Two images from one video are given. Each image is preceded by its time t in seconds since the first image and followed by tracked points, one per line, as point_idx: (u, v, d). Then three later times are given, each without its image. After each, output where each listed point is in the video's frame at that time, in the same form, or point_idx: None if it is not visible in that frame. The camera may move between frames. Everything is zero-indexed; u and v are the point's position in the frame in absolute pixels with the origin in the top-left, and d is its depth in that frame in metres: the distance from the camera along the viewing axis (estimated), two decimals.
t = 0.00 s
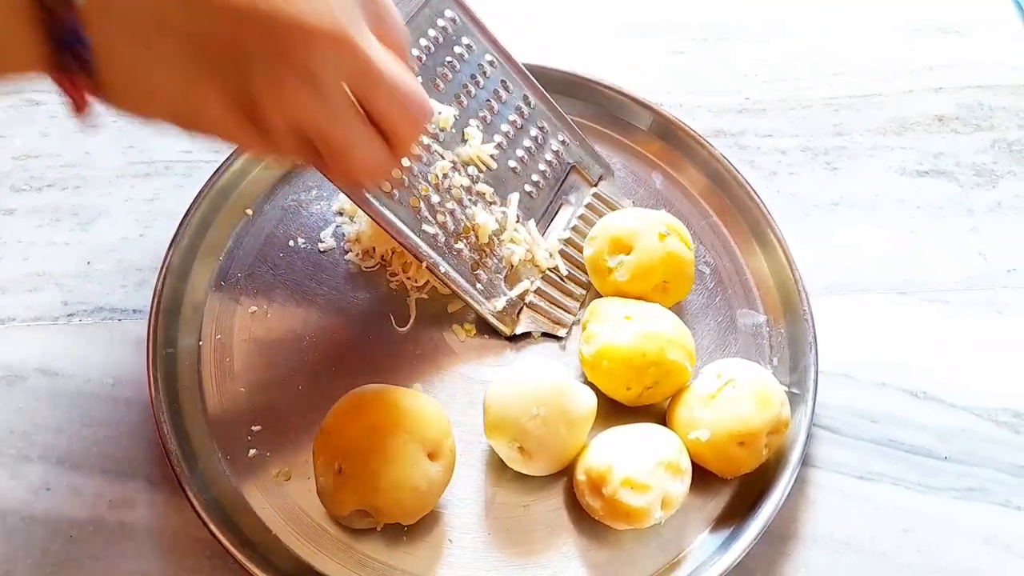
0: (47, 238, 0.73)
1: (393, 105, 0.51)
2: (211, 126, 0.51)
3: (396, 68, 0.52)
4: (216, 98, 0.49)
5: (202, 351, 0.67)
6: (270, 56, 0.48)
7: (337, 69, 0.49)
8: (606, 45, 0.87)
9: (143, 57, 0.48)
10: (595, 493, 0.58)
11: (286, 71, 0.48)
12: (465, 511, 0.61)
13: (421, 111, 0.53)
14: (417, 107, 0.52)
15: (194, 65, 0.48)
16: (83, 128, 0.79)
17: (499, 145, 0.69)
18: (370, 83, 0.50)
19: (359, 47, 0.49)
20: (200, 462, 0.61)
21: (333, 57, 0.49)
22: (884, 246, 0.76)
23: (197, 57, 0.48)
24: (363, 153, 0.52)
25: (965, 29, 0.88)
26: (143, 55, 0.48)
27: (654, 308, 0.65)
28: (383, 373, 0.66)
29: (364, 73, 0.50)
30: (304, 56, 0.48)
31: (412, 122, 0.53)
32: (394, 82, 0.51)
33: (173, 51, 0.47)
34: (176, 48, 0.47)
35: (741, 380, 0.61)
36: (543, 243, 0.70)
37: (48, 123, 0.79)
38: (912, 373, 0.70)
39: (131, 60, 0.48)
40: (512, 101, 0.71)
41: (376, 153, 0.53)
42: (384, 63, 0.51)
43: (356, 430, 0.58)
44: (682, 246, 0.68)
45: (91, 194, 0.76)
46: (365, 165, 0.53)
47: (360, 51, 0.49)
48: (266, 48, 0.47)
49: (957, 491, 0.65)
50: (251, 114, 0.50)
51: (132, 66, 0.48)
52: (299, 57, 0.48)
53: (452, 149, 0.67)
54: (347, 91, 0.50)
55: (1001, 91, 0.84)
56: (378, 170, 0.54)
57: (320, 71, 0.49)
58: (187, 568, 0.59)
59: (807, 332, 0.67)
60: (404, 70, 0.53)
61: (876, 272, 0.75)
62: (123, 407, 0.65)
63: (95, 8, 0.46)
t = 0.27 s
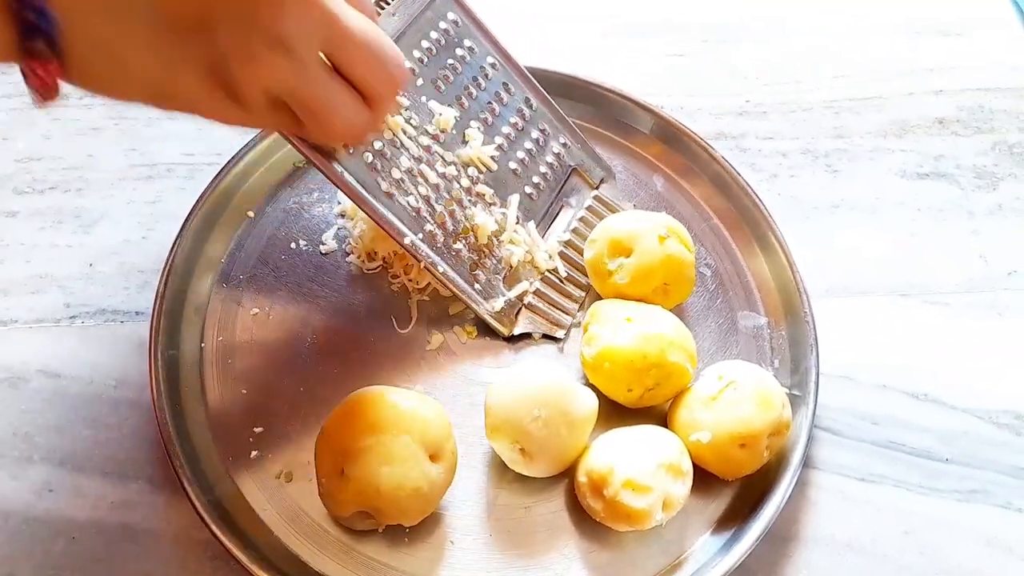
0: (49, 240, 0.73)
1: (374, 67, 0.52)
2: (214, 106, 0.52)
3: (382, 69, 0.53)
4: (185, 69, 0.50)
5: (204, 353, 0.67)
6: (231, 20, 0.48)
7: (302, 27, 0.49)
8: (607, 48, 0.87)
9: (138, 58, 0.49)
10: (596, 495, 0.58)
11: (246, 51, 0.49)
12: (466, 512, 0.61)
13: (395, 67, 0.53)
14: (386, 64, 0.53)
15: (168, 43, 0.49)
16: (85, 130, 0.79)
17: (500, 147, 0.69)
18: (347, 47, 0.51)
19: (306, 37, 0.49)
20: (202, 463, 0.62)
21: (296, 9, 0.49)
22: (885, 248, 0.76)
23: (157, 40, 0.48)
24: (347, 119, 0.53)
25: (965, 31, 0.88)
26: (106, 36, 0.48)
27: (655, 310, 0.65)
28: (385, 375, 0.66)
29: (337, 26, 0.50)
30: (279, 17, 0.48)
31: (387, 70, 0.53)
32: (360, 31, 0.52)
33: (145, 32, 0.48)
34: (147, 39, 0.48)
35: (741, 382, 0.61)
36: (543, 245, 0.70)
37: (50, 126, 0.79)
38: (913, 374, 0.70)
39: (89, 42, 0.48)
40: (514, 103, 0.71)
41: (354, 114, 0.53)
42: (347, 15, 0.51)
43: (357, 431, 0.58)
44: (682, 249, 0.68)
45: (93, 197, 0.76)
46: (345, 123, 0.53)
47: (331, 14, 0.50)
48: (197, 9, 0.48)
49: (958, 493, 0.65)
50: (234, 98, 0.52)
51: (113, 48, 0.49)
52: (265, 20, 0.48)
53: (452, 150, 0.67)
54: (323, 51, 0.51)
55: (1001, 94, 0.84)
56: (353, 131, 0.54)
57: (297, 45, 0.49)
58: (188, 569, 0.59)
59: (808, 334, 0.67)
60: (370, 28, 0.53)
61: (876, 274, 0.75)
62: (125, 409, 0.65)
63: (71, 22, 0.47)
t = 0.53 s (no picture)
0: (49, 238, 0.73)
1: (399, 104, 0.51)
2: (220, 134, 0.50)
3: (411, 114, 0.52)
4: (219, 119, 0.49)
5: (203, 351, 0.67)
6: (277, 83, 0.48)
7: (347, 77, 0.49)
8: (607, 47, 0.87)
9: (156, 99, 0.48)
10: (595, 493, 0.58)
11: (285, 87, 0.48)
12: (465, 509, 0.61)
13: (422, 105, 0.52)
14: (417, 107, 0.52)
15: (183, 107, 0.48)
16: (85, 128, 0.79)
17: (502, 146, 0.69)
18: (381, 92, 0.50)
19: (368, 74, 0.49)
20: (201, 460, 0.62)
21: (332, 71, 0.48)
22: (885, 246, 0.76)
23: (195, 85, 0.47)
24: (375, 142, 0.52)
25: (964, 29, 0.88)
26: (139, 102, 0.48)
27: (654, 308, 0.65)
28: (384, 372, 0.66)
29: (374, 77, 0.50)
30: (318, 104, 0.49)
31: (422, 101, 0.52)
32: (398, 75, 0.51)
33: (177, 98, 0.48)
34: (182, 96, 0.48)
35: (741, 380, 0.61)
36: (543, 243, 0.70)
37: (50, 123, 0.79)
38: (911, 372, 0.70)
39: (129, 105, 0.48)
40: (515, 102, 0.71)
41: (376, 143, 0.52)
42: (389, 70, 0.50)
43: (356, 428, 0.58)
44: (684, 248, 0.68)
45: (93, 194, 0.76)
46: (361, 143, 0.51)
47: (366, 68, 0.49)
48: (247, 55, 0.47)
49: (957, 491, 0.65)
50: (257, 137, 0.50)
51: (139, 96, 0.48)
52: (299, 81, 0.48)
53: (454, 150, 0.66)
54: (354, 99, 0.50)
55: (1000, 92, 0.84)
56: (378, 164, 0.53)
57: (327, 85, 0.48)
58: (188, 566, 0.59)
59: (807, 331, 0.67)
60: (414, 75, 0.52)
61: (876, 273, 0.75)
62: (125, 406, 0.65)
63: (100, 68, 0.46)
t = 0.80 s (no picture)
0: (55, 234, 0.74)
1: (434, 150, 0.53)
2: (262, 182, 0.50)
3: (418, 101, 0.53)
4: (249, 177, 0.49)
5: (208, 346, 0.67)
6: (314, 146, 0.49)
7: (384, 91, 0.51)
8: (610, 43, 0.87)
9: (192, 150, 0.47)
10: (598, 488, 0.58)
11: (318, 130, 0.48)
12: (469, 504, 0.61)
13: (452, 139, 0.54)
14: (444, 134, 0.53)
15: (238, 156, 0.48)
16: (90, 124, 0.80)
17: (508, 145, 0.70)
18: (406, 136, 0.52)
19: (396, 118, 0.51)
20: (206, 455, 0.62)
21: (365, 133, 0.50)
22: (887, 242, 0.76)
23: (211, 137, 0.47)
24: (404, 188, 0.55)
25: (969, 24, 0.88)
26: (183, 139, 0.46)
27: (658, 304, 0.65)
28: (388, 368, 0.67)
29: (402, 125, 0.51)
30: (350, 135, 0.49)
31: (449, 147, 0.54)
32: (415, 119, 0.52)
33: (218, 139, 0.47)
34: (216, 140, 0.47)
35: (744, 376, 0.61)
36: (552, 242, 0.70)
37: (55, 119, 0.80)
38: (914, 368, 0.70)
39: (170, 152, 0.47)
40: (522, 101, 0.71)
41: (407, 188, 0.56)
42: (416, 107, 0.53)
43: (361, 423, 0.59)
44: (689, 246, 0.68)
45: (98, 190, 0.76)
46: (400, 195, 0.56)
47: (387, 118, 0.51)
48: (277, 106, 0.47)
49: (959, 486, 0.65)
50: (288, 184, 0.50)
51: (166, 144, 0.46)
52: (336, 141, 0.49)
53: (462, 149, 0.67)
54: (380, 151, 0.52)
55: (1004, 88, 0.84)
56: (406, 200, 0.57)
57: (360, 151, 0.51)
58: (194, 560, 0.60)
59: (810, 327, 0.68)
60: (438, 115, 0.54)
61: (879, 269, 0.75)
62: (131, 401, 0.66)
63: (150, 87, 0.45)
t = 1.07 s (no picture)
0: (59, 234, 0.74)
1: (468, 183, 0.53)
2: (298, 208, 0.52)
3: (458, 139, 0.54)
4: (290, 201, 0.51)
5: (211, 345, 0.68)
6: (349, 177, 0.51)
7: (421, 127, 0.51)
8: (610, 42, 0.88)
9: (246, 180, 0.49)
10: (598, 486, 0.59)
11: (345, 152, 0.50)
12: (469, 502, 0.62)
13: (488, 181, 0.54)
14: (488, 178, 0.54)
15: (281, 184, 0.50)
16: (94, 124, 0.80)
17: (503, 146, 0.70)
18: (441, 170, 0.52)
19: (434, 156, 0.52)
20: (209, 453, 0.62)
21: (408, 164, 0.51)
22: (887, 241, 0.76)
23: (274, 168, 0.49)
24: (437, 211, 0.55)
25: (970, 24, 0.88)
26: (231, 164, 0.49)
27: (658, 303, 0.66)
28: (389, 367, 0.67)
29: (443, 158, 0.52)
30: (386, 163, 0.51)
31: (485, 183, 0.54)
32: (456, 155, 0.53)
33: (267, 170, 0.49)
34: (262, 161, 0.49)
35: (744, 374, 0.62)
36: (545, 242, 0.70)
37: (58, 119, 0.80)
38: (913, 367, 0.70)
39: (223, 174, 0.49)
40: (517, 102, 0.71)
41: (438, 219, 0.56)
42: (456, 147, 0.53)
43: (362, 421, 0.59)
44: (689, 245, 0.68)
45: (102, 190, 0.76)
46: (429, 223, 0.55)
47: (425, 155, 0.51)
48: (316, 143, 0.49)
49: (957, 484, 0.65)
50: (327, 213, 0.52)
51: (224, 171, 0.49)
52: (371, 174, 0.51)
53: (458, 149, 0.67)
54: (416, 182, 0.52)
55: (1004, 88, 0.84)
56: (434, 232, 0.56)
57: (395, 179, 0.51)
58: (197, 557, 0.60)
59: (809, 326, 0.68)
60: (468, 150, 0.54)
61: (879, 268, 0.75)
62: (134, 400, 0.66)
63: (205, 114, 0.47)
